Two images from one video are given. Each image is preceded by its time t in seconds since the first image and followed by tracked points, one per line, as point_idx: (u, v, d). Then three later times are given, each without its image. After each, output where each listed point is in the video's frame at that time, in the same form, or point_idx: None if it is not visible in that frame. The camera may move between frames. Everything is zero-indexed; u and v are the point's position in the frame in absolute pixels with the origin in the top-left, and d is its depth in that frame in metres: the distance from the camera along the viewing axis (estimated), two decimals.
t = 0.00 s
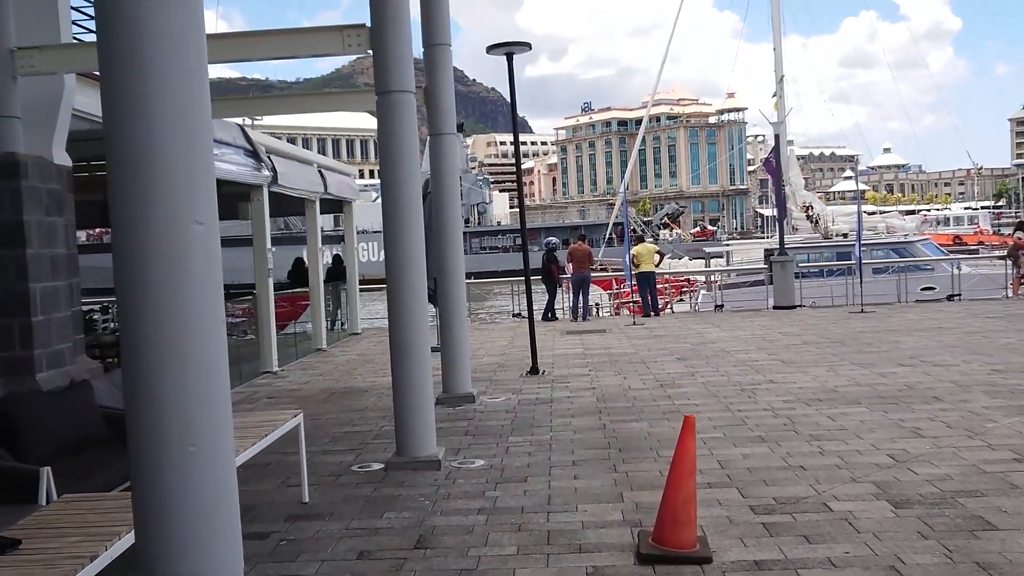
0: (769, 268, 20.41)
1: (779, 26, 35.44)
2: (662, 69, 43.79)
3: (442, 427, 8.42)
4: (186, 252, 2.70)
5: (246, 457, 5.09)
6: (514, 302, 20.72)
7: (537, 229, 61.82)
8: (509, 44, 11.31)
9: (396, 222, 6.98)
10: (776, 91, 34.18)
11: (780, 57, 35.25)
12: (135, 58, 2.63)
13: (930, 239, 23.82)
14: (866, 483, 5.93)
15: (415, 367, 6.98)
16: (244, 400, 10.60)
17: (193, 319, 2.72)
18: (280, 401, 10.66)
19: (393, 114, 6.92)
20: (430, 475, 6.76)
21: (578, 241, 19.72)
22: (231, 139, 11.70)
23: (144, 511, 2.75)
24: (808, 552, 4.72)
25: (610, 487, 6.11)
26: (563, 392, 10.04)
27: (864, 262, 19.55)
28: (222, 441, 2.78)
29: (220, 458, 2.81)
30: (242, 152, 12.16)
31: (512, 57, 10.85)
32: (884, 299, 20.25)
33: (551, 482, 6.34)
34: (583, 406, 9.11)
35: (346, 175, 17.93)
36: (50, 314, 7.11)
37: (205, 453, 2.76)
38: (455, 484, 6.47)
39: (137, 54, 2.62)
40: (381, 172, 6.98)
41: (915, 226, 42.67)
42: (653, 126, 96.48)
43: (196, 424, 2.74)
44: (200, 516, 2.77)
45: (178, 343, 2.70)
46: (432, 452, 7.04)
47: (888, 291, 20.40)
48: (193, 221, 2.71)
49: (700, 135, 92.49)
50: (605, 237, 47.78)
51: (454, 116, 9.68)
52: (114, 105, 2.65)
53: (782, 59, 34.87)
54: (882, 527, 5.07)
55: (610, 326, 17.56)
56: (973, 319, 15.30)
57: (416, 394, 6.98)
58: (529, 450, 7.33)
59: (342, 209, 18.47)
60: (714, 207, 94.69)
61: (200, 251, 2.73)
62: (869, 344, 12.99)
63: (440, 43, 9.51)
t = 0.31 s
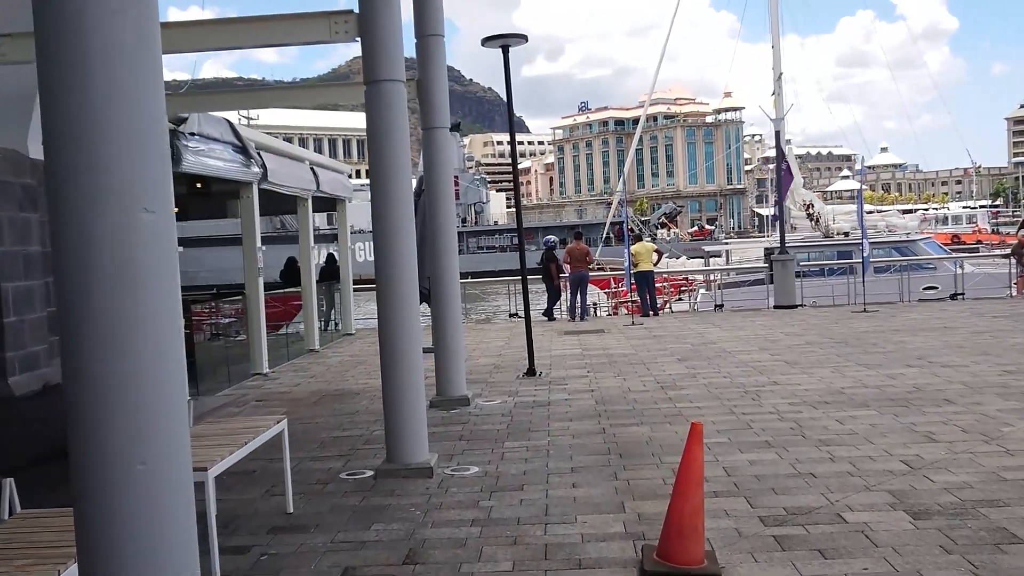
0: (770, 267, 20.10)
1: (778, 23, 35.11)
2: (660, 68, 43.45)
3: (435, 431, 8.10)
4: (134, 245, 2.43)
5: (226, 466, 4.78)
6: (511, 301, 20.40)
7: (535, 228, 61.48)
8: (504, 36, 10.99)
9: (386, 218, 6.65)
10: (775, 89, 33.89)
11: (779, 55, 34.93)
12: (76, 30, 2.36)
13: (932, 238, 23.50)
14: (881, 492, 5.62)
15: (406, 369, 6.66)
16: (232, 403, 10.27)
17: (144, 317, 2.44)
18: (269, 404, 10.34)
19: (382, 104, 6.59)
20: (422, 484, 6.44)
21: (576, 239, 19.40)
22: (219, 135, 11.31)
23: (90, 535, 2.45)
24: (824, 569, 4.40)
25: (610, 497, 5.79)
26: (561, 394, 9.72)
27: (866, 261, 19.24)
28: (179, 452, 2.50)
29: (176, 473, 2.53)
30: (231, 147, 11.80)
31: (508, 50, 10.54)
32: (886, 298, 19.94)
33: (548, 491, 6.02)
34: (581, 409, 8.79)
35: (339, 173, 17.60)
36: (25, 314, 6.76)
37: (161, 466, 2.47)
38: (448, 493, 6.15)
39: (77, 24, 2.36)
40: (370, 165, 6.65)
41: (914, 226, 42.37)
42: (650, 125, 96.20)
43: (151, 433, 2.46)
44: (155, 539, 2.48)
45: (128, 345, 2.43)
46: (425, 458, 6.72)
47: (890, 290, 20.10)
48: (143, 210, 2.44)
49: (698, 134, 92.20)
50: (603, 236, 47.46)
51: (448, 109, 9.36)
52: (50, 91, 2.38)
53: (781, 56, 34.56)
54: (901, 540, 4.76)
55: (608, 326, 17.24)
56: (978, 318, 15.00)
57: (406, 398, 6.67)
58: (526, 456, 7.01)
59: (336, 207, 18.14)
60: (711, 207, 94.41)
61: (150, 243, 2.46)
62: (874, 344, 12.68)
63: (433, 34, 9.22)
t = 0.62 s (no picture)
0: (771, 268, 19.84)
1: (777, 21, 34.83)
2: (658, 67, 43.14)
3: (430, 441, 7.81)
4: (82, 253, 2.17)
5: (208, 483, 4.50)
6: (509, 303, 20.12)
7: (533, 228, 61.22)
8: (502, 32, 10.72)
9: (378, 220, 6.35)
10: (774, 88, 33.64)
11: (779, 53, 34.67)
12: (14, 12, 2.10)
13: (934, 239, 23.25)
14: (898, 509, 5.35)
15: (400, 378, 6.37)
16: (222, 408, 9.98)
17: (93, 334, 2.19)
18: (260, 410, 10.04)
19: (374, 101, 6.29)
20: (416, 498, 6.16)
21: (575, 240, 19.14)
22: (209, 133, 11.01)
23: None
24: None
25: (613, 513, 5.52)
26: (560, 401, 9.45)
27: (868, 262, 18.98)
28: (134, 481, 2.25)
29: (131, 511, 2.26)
30: (222, 146, 11.50)
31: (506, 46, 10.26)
32: (889, 300, 19.70)
33: (548, 506, 5.74)
34: (581, 417, 8.51)
35: (335, 172, 17.31)
36: None
37: (113, 499, 2.21)
38: (443, 508, 5.87)
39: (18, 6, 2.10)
40: (361, 165, 6.35)
41: (912, 227, 42.16)
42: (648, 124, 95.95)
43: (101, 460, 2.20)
44: None
45: (74, 365, 2.16)
46: (419, 470, 6.44)
47: (893, 292, 19.83)
48: (89, 214, 2.18)
49: (696, 134, 91.96)
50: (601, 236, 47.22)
51: (444, 107, 9.08)
52: None
53: (780, 55, 34.30)
54: (922, 563, 4.48)
55: (607, 329, 16.96)
56: (984, 322, 14.74)
57: (400, 408, 6.38)
58: (524, 468, 6.73)
59: (331, 207, 17.86)
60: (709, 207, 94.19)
61: (99, 250, 2.20)
62: (880, 348, 12.41)
63: (428, 29, 8.97)
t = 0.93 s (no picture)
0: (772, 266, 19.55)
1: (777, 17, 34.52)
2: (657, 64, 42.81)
3: (424, 444, 7.53)
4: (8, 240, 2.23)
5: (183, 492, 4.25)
6: (507, 301, 19.83)
7: (531, 226, 60.84)
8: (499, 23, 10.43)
9: (368, 214, 6.05)
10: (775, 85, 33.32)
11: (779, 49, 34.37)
12: None
13: (937, 236, 22.96)
14: (914, 517, 5.07)
15: (390, 379, 6.08)
16: (211, 409, 9.72)
17: (25, 318, 2.24)
18: (249, 411, 9.76)
19: (364, 90, 5.99)
20: (407, 505, 5.87)
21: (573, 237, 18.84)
22: (198, 127, 10.72)
23: None
24: None
25: (615, 521, 5.23)
26: (558, 402, 9.17)
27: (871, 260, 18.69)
28: (70, 485, 2.29)
29: (66, 492, 2.30)
30: (212, 140, 11.19)
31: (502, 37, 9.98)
32: (892, 298, 19.40)
33: (546, 514, 5.46)
34: (580, 419, 8.24)
35: (329, 168, 17.01)
36: None
37: (36, 521, 2.24)
38: (435, 515, 5.59)
39: None
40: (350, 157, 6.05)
41: (913, 224, 41.86)
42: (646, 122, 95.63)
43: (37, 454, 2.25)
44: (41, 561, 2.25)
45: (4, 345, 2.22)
46: (411, 476, 6.16)
47: (896, 291, 19.55)
48: (12, 195, 2.24)
49: (694, 132, 91.69)
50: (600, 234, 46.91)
51: (438, 99, 8.81)
52: None
53: (780, 51, 34.00)
54: None
55: (606, 328, 16.69)
56: (990, 320, 14.46)
57: (390, 411, 6.08)
58: (522, 473, 6.45)
59: (325, 204, 17.57)
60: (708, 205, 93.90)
61: (28, 235, 2.26)
62: (886, 347, 12.12)
63: (422, 19, 8.69)
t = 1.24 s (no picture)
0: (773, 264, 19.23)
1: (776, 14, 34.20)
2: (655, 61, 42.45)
3: (414, 452, 7.21)
4: None
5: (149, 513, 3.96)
6: (503, 300, 19.50)
7: (529, 224, 60.50)
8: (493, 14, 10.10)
9: (353, 212, 5.71)
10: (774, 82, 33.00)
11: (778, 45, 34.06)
12: None
13: (939, 234, 22.65)
14: (934, 535, 4.75)
15: (377, 386, 5.74)
16: (195, 414, 9.39)
17: None
18: (235, 416, 9.44)
19: (348, 80, 5.66)
20: (395, 520, 5.55)
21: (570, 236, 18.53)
22: (185, 123, 10.35)
23: None
24: None
25: (614, 539, 4.92)
26: (554, 406, 8.85)
27: (874, 258, 18.37)
28: None
29: None
30: (199, 136, 10.86)
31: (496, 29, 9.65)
32: (895, 298, 19.09)
33: (541, 530, 5.14)
34: (578, 425, 7.91)
35: (322, 165, 16.68)
36: None
37: None
38: (424, 531, 5.27)
39: None
40: (334, 150, 5.72)
41: (914, 220, 41.52)
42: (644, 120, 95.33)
43: None
44: None
45: None
46: (398, 488, 5.83)
47: (899, 290, 19.24)
48: None
49: (691, 130, 91.38)
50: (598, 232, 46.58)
51: (430, 92, 8.49)
52: None
53: (779, 47, 33.67)
54: None
55: (605, 328, 16.37)
56: (997, 320, 14.15)
57: (377, 420, 5.75)
58: (517, 484, 6.13)
59: (318, 202, 17.25)
60: (706, 203, 93.59)
61: None
62: (892, 348, 11.80)
63: (413, 8, 8.34)
